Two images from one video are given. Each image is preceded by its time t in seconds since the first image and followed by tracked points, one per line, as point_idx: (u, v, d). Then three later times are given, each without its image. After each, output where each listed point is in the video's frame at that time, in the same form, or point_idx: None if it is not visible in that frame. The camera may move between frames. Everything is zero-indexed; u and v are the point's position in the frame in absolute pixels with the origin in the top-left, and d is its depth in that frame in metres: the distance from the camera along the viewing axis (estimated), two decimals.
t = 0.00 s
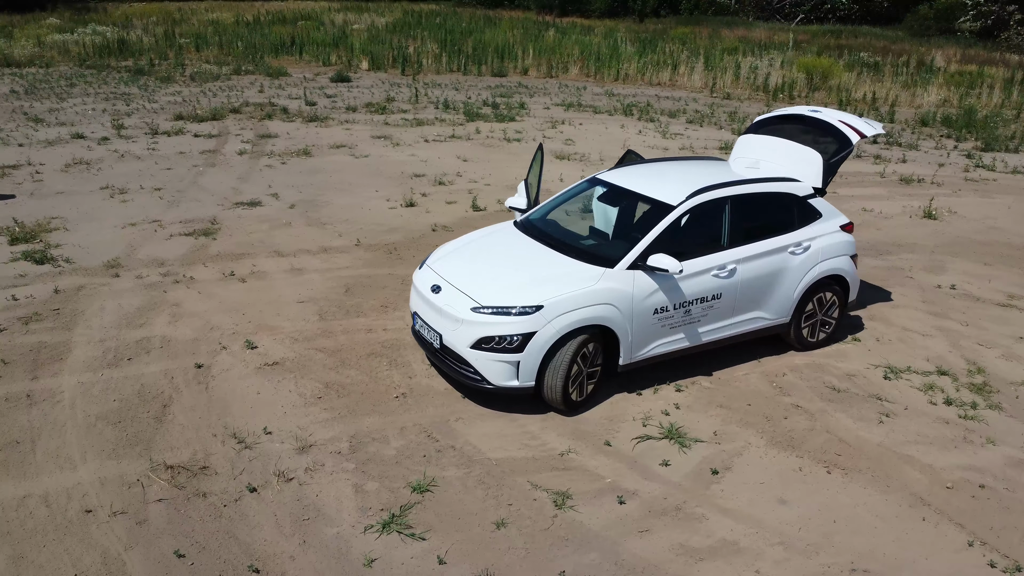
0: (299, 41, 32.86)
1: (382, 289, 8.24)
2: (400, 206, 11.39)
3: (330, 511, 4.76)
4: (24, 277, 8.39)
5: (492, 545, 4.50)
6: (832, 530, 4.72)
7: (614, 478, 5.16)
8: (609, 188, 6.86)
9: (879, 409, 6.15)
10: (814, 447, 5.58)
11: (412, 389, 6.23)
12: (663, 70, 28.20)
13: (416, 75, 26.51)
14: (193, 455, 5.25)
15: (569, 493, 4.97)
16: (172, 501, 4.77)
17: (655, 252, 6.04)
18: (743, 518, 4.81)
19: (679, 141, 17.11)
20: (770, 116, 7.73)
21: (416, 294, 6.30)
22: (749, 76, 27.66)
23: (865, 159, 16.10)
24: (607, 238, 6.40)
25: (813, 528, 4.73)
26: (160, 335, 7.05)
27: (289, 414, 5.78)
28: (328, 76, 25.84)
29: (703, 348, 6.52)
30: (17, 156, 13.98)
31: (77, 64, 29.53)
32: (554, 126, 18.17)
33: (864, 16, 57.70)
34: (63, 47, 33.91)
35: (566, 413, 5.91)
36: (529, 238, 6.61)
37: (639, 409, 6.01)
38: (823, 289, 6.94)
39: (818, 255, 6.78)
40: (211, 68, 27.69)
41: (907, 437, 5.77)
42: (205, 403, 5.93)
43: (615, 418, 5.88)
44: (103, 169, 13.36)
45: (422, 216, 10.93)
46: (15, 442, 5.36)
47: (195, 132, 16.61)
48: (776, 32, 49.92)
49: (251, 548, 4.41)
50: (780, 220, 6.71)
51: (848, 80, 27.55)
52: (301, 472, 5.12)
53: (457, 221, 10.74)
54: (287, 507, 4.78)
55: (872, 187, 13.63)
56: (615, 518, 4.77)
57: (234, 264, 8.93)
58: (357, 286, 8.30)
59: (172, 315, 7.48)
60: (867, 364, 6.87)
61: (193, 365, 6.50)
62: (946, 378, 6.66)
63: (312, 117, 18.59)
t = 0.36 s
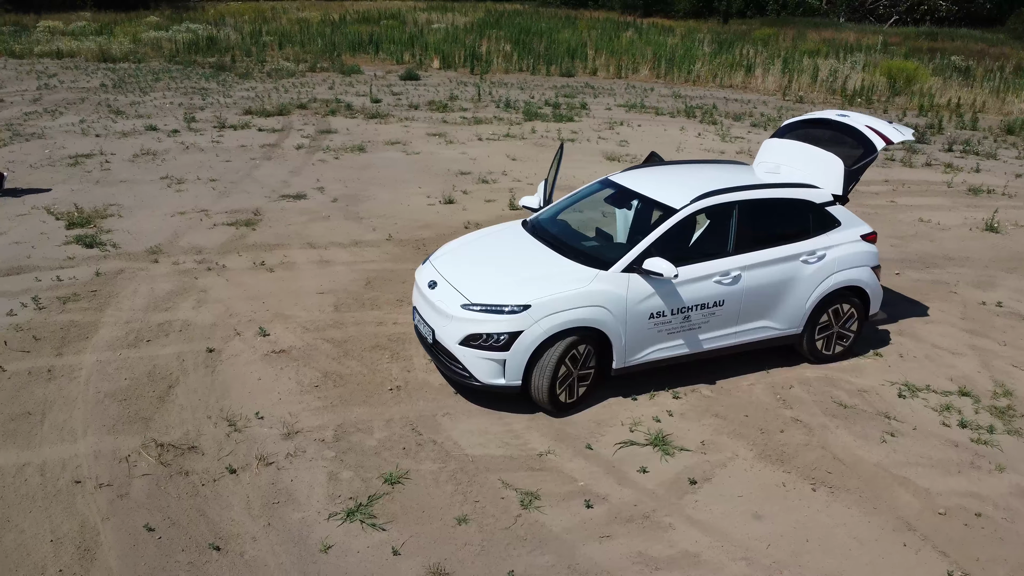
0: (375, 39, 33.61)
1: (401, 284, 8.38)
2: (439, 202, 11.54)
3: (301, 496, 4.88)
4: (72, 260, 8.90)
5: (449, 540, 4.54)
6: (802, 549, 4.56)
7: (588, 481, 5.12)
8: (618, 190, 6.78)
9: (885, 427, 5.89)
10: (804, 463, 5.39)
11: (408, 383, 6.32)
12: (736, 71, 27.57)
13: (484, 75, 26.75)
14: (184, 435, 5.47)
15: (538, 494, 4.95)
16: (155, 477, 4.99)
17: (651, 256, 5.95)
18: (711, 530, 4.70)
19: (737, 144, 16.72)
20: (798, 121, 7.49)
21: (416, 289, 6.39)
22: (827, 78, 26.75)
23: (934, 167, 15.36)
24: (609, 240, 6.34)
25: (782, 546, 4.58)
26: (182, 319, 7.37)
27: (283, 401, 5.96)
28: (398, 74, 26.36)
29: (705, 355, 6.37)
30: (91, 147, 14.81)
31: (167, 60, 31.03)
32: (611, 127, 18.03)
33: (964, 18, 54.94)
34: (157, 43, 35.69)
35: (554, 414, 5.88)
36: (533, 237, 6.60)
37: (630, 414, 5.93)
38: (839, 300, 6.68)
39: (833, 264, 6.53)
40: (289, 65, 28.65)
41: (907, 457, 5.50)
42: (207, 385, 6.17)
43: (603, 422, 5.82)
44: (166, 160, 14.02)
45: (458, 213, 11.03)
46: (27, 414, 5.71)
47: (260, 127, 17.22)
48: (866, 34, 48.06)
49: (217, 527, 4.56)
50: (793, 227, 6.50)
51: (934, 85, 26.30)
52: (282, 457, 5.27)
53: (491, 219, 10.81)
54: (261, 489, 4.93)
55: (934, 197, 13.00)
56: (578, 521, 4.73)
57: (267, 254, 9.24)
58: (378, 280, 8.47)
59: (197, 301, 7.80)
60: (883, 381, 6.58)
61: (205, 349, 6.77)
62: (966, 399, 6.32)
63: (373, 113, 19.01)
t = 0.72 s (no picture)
0: (457, 37, 34.07)
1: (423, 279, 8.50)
2: (481, 200, 11.63)
3: (273, 479, 5.04)
4: (123, 243, 9.42)
5: (404, 531, 4.59)
6: (762, 569, 4.40)
7: (557, 484, 5.08)
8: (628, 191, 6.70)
9: (886, 449, 5.60)
10: (788, 480, 5.19)
11: (404, 376, 6.41)
12: (819, 75, 26.60)
13: (558, 75, 26.75)
14: (180, 413, 5.72)
15: (503, 494, 4.95)
16: (143, 451, 5.24)
17: (647, 259, 5.85)
18: (672, 542, 4.59)
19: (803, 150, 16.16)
20: (829, 126, 7.20)
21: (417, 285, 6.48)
22: (918, 83, 25.49)
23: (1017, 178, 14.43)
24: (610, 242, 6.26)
25: (741, 564, 4.43)
26: (207, 304, 7.70)
27: (280, 386, 6.15)
28: (473, 74, 26.67)
29: (705, 364, 6.22)
30: (167, 138, 15.62)
31: (257, 56, 32.34)
32: (674, 130, 17.73)
33: None
34: (251, 41, 37.24)
35: (540, 414, 5.87)
36: (537, 237, 6.59)
37: (618, 420, 5.84)
38: (854, 314, 6.39)
39: (847, 276, 6.25)
40: (370, 64, 29.39)
41: (902, 482, 5.22)
42: (214, 368, 6.43)
43: (588, 425, 5.77)
44: (232, 152, 14.64)
45: (497, 212, 11.10)
46: (46, 386, 6.10)
47: (327, 122, 17.75)
48: (974, 37, 45.49)
49: (187, 503, 4.76)
50: (806, 235, 6.26)
51: None
52: (265, 440, 5.44)
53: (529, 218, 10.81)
54: (238, 469, 5.11)
55: (1007, 211, 12.23)
56: (536, 523, 4.70)
57: (302, 245, 9.54)
58: (402, 274, 8.62)
59: (226, 288, 8.13)
60: (897, 401, 6.26)
61: (221, 333, 7.06)
62: (985, 425, 5.94)
63: (439, 111, 19.31)
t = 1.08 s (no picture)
0: (539, 37, 34.13)
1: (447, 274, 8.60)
2: (524, 199, 11.66)
3: (253, 459, 5.22)
4: (173, 230, 9.92)
5: (363, 518, 4.68)
6: None
7: (526, 483, 5.07)
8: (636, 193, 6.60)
9: (881, 472, 5.34)
10: (766, 496, 5.02)
11: (404, 368, 6.52)
12: (911, 79, 25.35)
13: (633, 77, 26.49)
14: (183, 392, 6.00)
15: (469, 489, 4.98)
16: (140, 426, 5.53)
17: (641, 262, 5.75)
18: (627, 550, 4.52)
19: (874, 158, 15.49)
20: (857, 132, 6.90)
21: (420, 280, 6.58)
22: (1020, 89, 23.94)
23: None
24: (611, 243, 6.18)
25: None
26: (235, 291, 8.03)
27: (282, 371, 6.35)
28: (549, 74, 26.72)
29: (703, 373, 6.07)
30: (239, 132, 16.31)
31: (344, 54, 33.29)
32: (741, 134, 17.28)
33: None
34: (341, 39, 38.37)
35: (527, 414, 5.86)
36: (540, 237, 6.58)
37: (604, 425, 5.77)
38: (867, 329, 6.10)
39: (859, 289, 5.98)
40: (450, 63, 29.82)
41: (889, 507, 4.97)
42: (226, 350, 6.71)
43: (573, 428, 5.73)
44: (296, 146, 15.15)
45: (537, 212, 11.09)
46: (71, 360, 6.51)
47: (393, 119, 18.12)
48: None
49: (168, 477, 5.00)
50: (816, 245, 6.02)
51: None
52: (255, 422, 5.64)
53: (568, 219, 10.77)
54: (222, 448, 5.32)
55: None
56: (495, 521, 4.71)
57: (339, 237, 9.80)
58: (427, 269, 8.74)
59: (257, 276, 8.45)
60: (908, 422, 5.94)
61: (241, 319, 7.35)
62: (999, 454, 5.57)
63: (505, 110, 19.42)
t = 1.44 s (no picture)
0: (623, 37, 33.82)
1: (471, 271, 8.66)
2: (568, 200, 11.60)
3: (239, 442, 5.41)
4: (223, 219, 10.36)
5: (326, 506, 4.79)
6: None
7: (495, 483, 5.06)
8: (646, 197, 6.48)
9: (873, 497, 5.06)
10: (740, 514, 4.84)
11: (405, 362, 6.61)
12: (1015, 85, 23.79)
13: (714, 79, 25.91)
14: (191, 374, 6.28)
15: (437, 485, 5.01)
16: (143, 403, 5.82)
17: (634, 267, 5.64)
18: (581, 559, 4.45)
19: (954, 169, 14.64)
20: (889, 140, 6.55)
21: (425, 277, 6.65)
22: None
23: None
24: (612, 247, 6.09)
25: None
26: (265, 280, 8.32)
27: (287, 359, 6.56)
28: (627, 75, 26.44)
29: (699, 383, 5.91)
30: (309, 127, 16.86)
31: (429, 52, 33.89)
32: (813, 139, 16.64)
33: None
34: (429, 37, 39.06)
35: (515, 414, 5.85)
36: (545, 238, 6.55)
37: (590, 430, 5.69)
38: (878, 347, 5.80)
39: (869, 304, 5.69)
40: (530, 63, 29.92)
41: (871, 534, 4.71)
42: (242, 336, 6.97)
43: (557, 431, 5.68)
44: (359, 142, 15.54)
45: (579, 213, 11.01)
46: (98, 337, 6.91)
47: (459, 117, 18.33)
48: None
49: (156, 453, 5.24)
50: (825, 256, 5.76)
51: None
52: (249, 406, 5.85)
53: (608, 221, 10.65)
54: (213, 428, 5.54)
55: None
56: (454, 518, 4.73)
57: (378, 231, 10.01)
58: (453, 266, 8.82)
59: (289, 266, 8.74)
60: (916, 448, 5.61)
61: (263, 307, 7.61)
62: (1010, 487, 5.19)
63: (573, 111, 19.34)
